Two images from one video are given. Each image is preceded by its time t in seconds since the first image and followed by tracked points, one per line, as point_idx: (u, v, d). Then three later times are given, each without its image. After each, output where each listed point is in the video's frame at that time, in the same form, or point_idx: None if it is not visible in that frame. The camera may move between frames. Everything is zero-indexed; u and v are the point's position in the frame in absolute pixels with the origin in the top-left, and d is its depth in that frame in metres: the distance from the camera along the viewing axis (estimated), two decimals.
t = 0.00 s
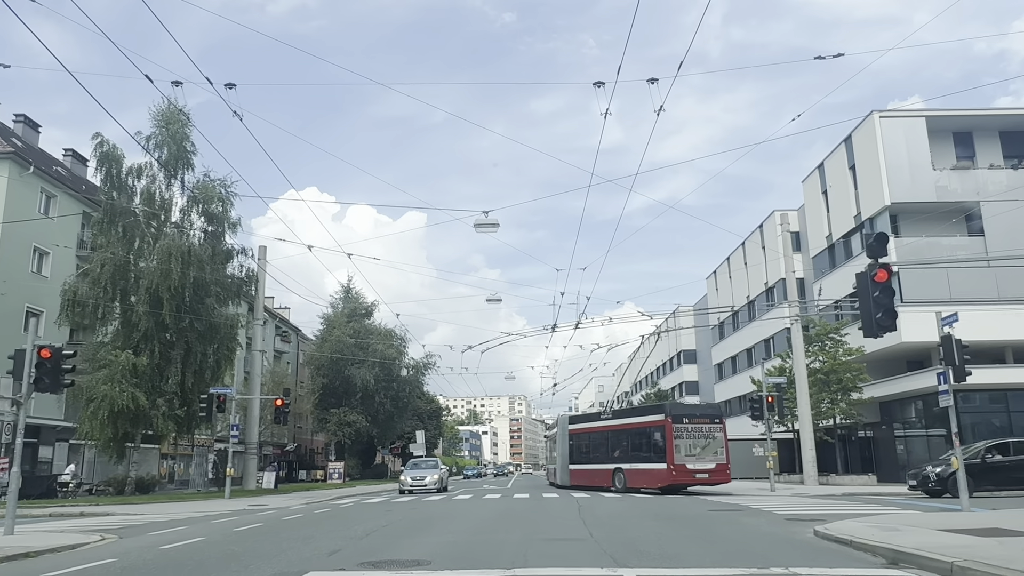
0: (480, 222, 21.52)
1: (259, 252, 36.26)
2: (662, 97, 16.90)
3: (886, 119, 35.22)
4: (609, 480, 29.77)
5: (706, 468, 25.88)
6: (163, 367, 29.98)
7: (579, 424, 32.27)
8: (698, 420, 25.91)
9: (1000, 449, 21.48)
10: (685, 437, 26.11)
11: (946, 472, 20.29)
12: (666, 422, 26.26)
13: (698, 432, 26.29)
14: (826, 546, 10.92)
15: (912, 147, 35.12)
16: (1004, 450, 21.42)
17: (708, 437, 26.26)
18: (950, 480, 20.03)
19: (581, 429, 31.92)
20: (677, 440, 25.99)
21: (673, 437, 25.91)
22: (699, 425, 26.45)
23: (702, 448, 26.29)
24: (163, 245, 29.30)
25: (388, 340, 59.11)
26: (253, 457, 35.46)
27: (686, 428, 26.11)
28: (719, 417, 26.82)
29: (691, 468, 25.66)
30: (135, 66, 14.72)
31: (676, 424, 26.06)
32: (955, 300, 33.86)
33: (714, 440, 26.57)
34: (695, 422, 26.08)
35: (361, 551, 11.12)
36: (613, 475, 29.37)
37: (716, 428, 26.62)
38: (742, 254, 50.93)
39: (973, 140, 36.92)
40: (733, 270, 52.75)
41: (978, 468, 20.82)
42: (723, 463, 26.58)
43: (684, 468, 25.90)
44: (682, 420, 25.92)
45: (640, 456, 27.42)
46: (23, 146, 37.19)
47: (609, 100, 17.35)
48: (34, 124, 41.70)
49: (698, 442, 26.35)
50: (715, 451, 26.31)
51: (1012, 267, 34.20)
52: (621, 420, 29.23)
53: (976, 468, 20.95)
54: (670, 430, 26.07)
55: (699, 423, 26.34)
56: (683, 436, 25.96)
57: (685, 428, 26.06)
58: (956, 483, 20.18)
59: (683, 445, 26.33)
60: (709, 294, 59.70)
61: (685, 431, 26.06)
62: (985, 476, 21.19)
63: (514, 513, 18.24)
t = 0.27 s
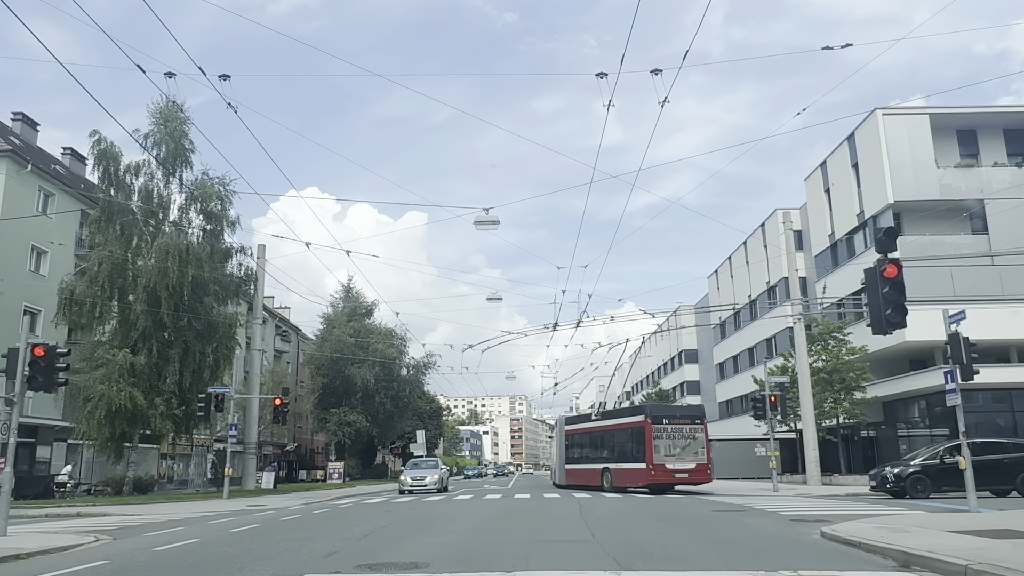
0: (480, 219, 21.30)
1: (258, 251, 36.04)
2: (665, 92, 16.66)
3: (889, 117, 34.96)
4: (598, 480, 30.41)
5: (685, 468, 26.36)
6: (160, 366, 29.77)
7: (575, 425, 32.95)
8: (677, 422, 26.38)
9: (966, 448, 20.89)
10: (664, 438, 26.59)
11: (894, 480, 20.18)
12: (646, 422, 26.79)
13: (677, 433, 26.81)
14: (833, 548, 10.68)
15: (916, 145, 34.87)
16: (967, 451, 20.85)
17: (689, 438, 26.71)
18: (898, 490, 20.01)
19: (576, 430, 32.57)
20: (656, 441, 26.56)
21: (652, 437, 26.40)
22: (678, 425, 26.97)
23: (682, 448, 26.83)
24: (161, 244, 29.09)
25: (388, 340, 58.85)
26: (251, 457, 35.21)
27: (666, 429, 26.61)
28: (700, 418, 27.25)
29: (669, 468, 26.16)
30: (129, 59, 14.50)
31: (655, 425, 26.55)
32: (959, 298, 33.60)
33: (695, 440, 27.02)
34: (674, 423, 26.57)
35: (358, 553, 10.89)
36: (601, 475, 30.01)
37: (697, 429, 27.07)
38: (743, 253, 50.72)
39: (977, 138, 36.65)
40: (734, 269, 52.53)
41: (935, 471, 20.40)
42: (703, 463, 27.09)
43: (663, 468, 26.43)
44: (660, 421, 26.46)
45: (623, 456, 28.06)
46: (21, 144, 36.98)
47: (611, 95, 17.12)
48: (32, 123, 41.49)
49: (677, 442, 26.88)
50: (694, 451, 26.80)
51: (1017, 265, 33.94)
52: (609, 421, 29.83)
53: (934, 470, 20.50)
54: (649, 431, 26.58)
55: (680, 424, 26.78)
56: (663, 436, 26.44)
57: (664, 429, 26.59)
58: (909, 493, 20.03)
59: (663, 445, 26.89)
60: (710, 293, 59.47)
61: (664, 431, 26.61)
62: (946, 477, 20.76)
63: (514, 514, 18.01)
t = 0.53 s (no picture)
0: (480, 216, 21.08)
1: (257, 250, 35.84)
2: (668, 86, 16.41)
3: (892, 115, 34.71)
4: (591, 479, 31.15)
5: (668, 467, 26.98)
6: (159, 366, 29.58)
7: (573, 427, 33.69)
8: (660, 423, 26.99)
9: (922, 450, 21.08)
10: (647, 438, 27.22)
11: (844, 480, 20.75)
12: (629, 423, 27.46)
13: (661, 433, 27.43)
14: (842, 550, 10.44)
15: (919, 142, 34.61)
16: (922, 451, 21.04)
17: (672, 438, 27.33)
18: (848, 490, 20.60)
19: (572, 430, 33.29)
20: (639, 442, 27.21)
21: (635, 437, 27.07)
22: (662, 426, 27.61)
23: (665, 448, 27.46)
24: (159, 242, 28.92)
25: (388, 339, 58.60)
26: (250, 457, 34.96)
27: (649, 430, 27.23)
28: (684, 419, 27.85)
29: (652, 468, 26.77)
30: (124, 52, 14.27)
31: (638, 426, 27.19)
32: (963, 297, 33.33)
33: (679, 440, 27.58)
34: (658, 424, 27.16)
35: (356, 555, 10.69)
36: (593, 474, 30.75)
37: (680, 430, 27.67)
38: (745, 252, 50.50)
39: (981, 136, 36.35)
40: (736, 269, 52.31)
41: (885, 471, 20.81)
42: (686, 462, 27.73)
43: (646, 467, 27.06)
44: (644, 423, 27.07)
45: (609, 456, 28.70)
46: (20, 143, 36.83)
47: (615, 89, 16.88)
48: (31, 121, 41.32)
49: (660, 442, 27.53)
50: (677, 452, 27.41)
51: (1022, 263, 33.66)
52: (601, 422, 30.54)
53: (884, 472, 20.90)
54: (633, 432, 27.24)
55: (663, 425, 27.40)
56: (645, 436, 27.10)
57: (647, 429, 27.21)
58: (858, 492, 20.50)
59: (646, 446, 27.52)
60: (712, 292, 59.24)
61: (647, 432, 27.24)
62: (904, 476, 21.06)
63: (516, 514, 17.81)
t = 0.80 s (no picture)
0: (481, 214, 20.85)
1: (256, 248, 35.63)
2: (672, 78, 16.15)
3: (896, 112, 34.45)
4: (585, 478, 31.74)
5: (654, 468, 27.39)
6: (157, 365, 29.40)
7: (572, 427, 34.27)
8: (646, 424, 27.33)
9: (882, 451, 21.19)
10: (633, 439, 27.63)
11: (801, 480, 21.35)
12: (616, 424, 27.90)
13: (647, 434, 27.80)
14: (851, 552, 10.21)
15: (923, 140, 34.36)
16: (880, 452, 21.17)
17: (657, 439, 27.72)
18: (803, 489, 21.21)
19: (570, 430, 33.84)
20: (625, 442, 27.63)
21: (620, 438, 27.51)
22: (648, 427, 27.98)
23: (652, 448, 27.87)
24: (157, 240, 28.75)
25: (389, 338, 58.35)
26: (250, 457, 34.73)
27: (636, 431, 27.63)
28: (670, 420, 28.13)
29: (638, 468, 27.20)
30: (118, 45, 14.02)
31: (624, 426, 27.61)
32: (968, 295, 33.08)
33: (666, 441, 27.95)
34: (644, 425, 27.48)
35: (354, 557, 10.50)
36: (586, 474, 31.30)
37: (666, 430, 28.00)
38: (747, 251, 50.28)
39: (986, 134, 36.05)
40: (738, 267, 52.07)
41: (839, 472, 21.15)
42: (673, 462, 28.14)
43: (632, 467, 27.49)
44: (629, 424, 27.43)
45: (598, 455, 29.22)
46: (18, 141, 36.64)
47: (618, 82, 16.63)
48: (30, 119, 41.12)
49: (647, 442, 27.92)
50: (663, 452, 27.80)
51: None
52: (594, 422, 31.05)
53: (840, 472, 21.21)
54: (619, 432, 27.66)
55: (650, 425, 27.77)
56: (631, 437, 27.51)
57: (633, 430, 27.59)
58: (809, 491, 21.07)
59: (633, 445, 27.96)
60: (714, 291, 59.00)
61: (633, 433, 27.63)
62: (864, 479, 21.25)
63: (517, 515, 17.59)
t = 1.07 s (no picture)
0: (482, 211, 20.66)
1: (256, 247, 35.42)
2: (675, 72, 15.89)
3: (900, 110, 34.21)
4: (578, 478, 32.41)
5: (641, 467, 28.02)
6: (156, 364, 29.24)
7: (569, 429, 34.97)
8: (634, 425, 27.95)
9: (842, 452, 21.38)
10: (622, 439, 28.28)
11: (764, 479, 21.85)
12: (605, 425, 28.55)
13: (636, 434, 28.43)
14: (860, 553, 10.01)
15: (927, 137, 34.12)
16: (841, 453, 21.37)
17: (645, 439, 28.36)
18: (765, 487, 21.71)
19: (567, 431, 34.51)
20: (614, 442, 28.32)
21: (609, 438, 28.18)
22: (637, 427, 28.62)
23: (640, 448, 28.48)
24: (155, 239, 28.60)
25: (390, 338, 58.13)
26: (249, 457, 34.51)
27: (624, 431, 28.27)
28: (659, 421, 28.70)
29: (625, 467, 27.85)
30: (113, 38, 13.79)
31: (613, 427, 28.27)
32: (973, 294, 32.82)
33: (654, 441, 28.57)
34: (631, 426, 28.09)
35: (352, 558, 10.30)
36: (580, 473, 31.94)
37: (655, 431, 28.56)
38: (749, 250, 50.08)
39: (990, 131, 35.79)
40: (740, 267, 51.86)
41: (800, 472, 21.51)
42: (662, 462, 28.71)
43: (620, 467, 28.15)
44: (617, 424, 28.09)
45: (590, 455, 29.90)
46: (17, 140, 36.46)
47: (621, 76, 16.36)
48: (29, 118, 40.95)
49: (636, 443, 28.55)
50: (651, 452, 28.39)
51: None
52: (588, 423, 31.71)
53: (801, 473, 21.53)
54: (608, 432, 28.33)
55: (638, 426, 28.41)
56: (620, 437, 28.17)
57: (621, 430, 28.25)
58: (769, 490, 21.52)
59: (622, 445, 28.63)
60: (715, 290, 58.78)
61: (621, 433, 28.30)
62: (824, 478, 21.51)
63: (518, 515, 17.37)
